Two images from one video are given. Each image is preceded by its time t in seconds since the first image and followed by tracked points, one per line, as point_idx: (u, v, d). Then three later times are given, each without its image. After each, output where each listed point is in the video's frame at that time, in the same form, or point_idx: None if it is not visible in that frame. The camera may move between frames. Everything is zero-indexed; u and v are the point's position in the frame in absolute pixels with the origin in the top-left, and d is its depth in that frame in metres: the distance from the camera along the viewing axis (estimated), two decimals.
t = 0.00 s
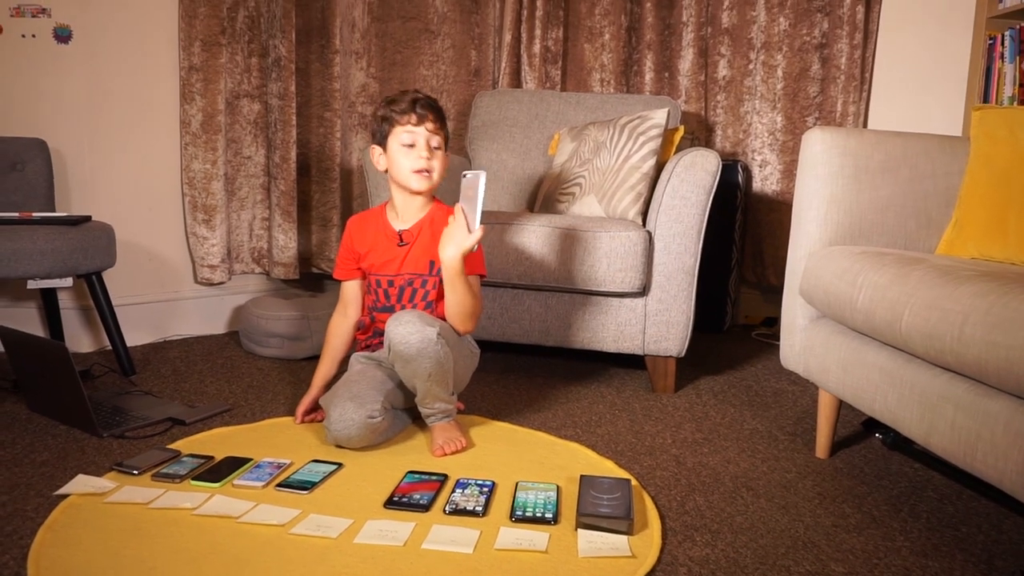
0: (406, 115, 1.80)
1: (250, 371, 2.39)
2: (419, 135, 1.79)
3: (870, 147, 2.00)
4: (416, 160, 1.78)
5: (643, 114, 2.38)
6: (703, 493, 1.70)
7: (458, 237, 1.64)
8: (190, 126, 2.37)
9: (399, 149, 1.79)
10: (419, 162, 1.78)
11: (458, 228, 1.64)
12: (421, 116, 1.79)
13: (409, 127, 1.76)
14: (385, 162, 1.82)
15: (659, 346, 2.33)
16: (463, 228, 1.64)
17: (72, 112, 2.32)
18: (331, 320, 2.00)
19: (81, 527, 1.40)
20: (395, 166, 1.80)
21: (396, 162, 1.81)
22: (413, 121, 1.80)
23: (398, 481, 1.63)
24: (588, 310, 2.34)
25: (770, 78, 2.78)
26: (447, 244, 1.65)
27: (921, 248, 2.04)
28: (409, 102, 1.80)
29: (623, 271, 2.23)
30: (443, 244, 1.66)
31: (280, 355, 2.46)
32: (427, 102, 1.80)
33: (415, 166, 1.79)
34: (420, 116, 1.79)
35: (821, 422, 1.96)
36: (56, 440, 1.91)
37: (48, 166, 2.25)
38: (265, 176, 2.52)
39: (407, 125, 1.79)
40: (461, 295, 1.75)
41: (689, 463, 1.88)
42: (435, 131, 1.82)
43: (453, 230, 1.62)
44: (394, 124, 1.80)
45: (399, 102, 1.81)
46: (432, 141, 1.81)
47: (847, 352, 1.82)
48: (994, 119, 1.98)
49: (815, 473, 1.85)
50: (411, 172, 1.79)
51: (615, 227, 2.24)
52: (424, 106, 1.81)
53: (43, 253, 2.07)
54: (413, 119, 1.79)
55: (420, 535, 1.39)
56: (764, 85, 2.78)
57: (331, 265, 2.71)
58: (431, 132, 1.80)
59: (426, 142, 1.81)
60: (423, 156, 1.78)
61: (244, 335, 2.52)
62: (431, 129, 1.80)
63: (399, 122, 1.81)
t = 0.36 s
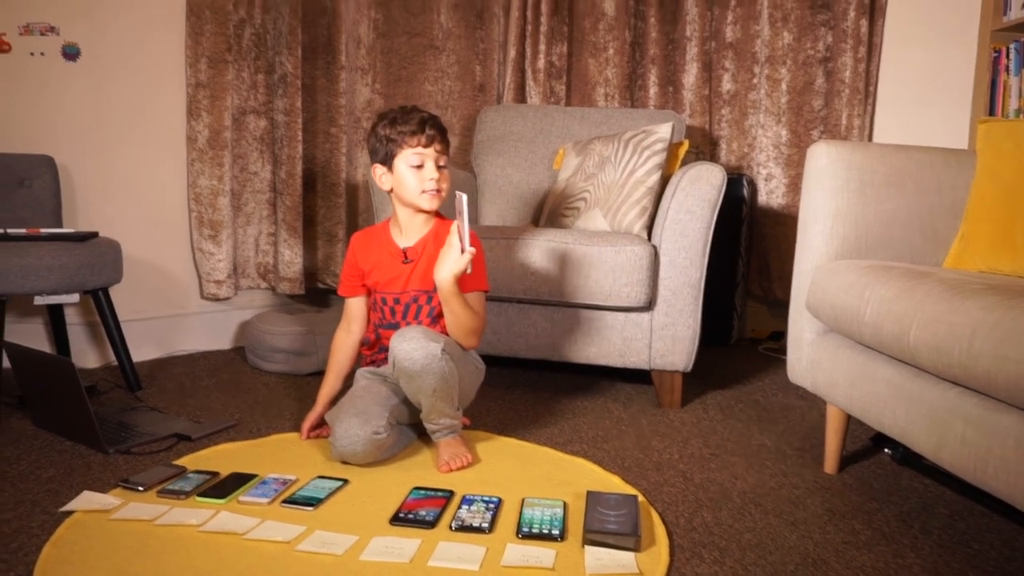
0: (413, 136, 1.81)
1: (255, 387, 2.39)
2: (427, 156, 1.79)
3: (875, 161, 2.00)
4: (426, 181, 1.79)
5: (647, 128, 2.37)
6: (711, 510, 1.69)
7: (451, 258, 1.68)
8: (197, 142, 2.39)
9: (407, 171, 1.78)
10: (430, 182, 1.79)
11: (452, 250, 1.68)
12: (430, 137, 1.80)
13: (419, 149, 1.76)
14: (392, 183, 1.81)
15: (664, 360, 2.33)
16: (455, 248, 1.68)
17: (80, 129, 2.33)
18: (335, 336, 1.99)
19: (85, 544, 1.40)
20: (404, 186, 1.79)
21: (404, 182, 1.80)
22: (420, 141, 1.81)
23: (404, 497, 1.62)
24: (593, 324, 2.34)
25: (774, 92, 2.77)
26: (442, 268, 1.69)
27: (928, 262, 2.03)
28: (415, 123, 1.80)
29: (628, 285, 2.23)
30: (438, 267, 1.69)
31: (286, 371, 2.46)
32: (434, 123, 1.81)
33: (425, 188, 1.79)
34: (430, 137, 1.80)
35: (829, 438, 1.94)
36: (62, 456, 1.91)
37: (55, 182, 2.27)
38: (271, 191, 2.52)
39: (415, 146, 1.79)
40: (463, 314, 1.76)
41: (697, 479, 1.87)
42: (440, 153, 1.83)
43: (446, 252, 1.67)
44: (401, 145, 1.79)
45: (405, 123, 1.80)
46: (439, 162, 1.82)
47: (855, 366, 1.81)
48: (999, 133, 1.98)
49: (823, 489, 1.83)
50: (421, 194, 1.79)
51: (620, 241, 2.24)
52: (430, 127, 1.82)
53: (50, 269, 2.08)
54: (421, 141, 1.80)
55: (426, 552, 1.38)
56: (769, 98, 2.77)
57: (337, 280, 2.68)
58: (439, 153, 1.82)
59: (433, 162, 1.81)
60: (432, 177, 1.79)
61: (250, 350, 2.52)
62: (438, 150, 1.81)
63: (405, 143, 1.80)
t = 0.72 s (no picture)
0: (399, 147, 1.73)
1: (252, 410, 2.29)
2: (413, 164, 1.70)
3: (895, 173, 1.91)
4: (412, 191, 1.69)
5: (658, 140, 2.29)
6: (729, 538, 1.58)
7: (460, 243, 1.55)
8: (193, 156, 2.30)
9: (394, 183, 1.70)
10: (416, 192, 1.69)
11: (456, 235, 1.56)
12: (412, 143, 1.71)
13: (402, 157, 1.67)
14: (383, 200, 1.74)
15: (678, 381, 2.23)
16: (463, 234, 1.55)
17: (73, 143, 2.26)
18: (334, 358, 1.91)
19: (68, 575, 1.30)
20: (393, 200, 1.71)
21: (393, 195, 1.72)
22: (405, 151, 1.72)
23: (406, 525, 1.52)
24: (604, 343, 2.25)
25: (790, 101, 2.65)
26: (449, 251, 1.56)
27: (953, 277, 1.93)
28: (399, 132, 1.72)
29: (640, 302, 2.13)
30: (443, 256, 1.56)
31: (283, 393, 2.36)
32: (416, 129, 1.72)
33: (413, 197, 1.69)
34: (412, 143, 1.71)
35: (852, 461, 1.83)
36: (45, 483, 1.81)
37: (47, 198, 2.18)
38: (269, 207, 2.43)
39: (401, 155, 1.70)
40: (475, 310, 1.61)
41: (713, 505, 1.76)
42: (430, 159, 1.73)
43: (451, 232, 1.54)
44: (387, 158, 1.72)
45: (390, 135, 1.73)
46: (427, 168, 1.72)
47: (879, 386, 1.71)
48: None
49: (846, 516, 1.72)
50: (410, 204, 1.69)
51: (630, 256, 2.15)
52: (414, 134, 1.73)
53: (41, 288, 2.00)
54: (407, 150, 1.72)
55: None
56: (785, 108, 2.67)
57: (336, 299, 2.58)
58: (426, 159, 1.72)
59: (422, 170, 1.72)
60: (420, 184, 1.69)
61: (246, 372, 2.43)
62: (426, 157, 1.72)
63: (391, 155, 1.72)
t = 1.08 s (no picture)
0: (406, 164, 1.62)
1: (243, 436, 2.17)
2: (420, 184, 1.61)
3: (921, 183, 1.79)
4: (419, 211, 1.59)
5: (671, 150, 2.17)
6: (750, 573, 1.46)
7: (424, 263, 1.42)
8: (183, 169, 2.20)
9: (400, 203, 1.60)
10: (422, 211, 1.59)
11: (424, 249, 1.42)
12: (420, 162, 1.62)
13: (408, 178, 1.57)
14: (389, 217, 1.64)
15: (694, 405, 2.11)
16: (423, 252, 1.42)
17: (57, 156, 2.16)
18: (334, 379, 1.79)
19: None
20: (400, 217, 1.60)
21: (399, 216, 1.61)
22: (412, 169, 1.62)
23: (407, 557, 1.40)
24: (615, 364, 2.12)
25: (809, 108, 2.54)
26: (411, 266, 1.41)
27: (985, 293, 1.80)
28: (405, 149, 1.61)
29: (654, 320, 2.02)
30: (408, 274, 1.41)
31: (276, 418, 2.24)
32: (424, 146, 1.62)
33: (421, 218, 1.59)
34: (419, 161, 1.62)
35: (879, 488, 1.70)
36: (18, 517, 1.69)
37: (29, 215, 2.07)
38: (263, 223, 2.32)
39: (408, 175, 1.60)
40: (451, 329, 1.46)
41: (733, 537, 1.63)
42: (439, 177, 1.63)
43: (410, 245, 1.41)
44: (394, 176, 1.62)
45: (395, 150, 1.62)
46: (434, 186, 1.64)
47: (906, 409, 1.59)
48: None
49: (875, 548, 1.59)
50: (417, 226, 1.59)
51: (643, 273, 2.04)
52: (421, 150, 1.63)
53: (24, 307, 1.89)
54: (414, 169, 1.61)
55: None
56: (803, 116, 2.54)
57: (333, 318, 2.47)
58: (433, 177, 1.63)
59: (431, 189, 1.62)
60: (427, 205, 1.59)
61: (238, 397, 2.30)
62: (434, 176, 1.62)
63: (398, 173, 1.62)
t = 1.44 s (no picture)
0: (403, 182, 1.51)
1: (231, 465, 2.04)
2: (418, 204, 1.50)
3: (951, 196, 1.66)
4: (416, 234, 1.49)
5: (685, 161, 2.06)
6: None
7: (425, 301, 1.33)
8: (169, 183, 2.08)
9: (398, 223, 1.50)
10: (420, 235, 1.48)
11: (425, 290, 1.33)
12: (417, 182, 1.49)
13: (406, 198, 1.46)
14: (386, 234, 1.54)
15: (711, 432, 1.97)
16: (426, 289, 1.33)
17: (37, 169, 2.04)
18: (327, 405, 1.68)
19: None
20: (397, 238, 1.50)
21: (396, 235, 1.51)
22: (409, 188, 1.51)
23: None
24: (626, 388, 1.99)
25: (831, 117, 2.40)
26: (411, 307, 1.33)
27: None
28: (403, 165, 1.50)
29: (668, 342, 1.90)
30: (408, 315, 1.34)
31: (267, 445, 2.11)
32: (422, 164, 1.50)
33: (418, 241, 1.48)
34: (417, 181, 1.49)
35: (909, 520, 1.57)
36: None
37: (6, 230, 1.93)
38: (254, 238, 2.21)
39: (405, 195, 1.49)
40: (451, 365, 1.37)
41: None
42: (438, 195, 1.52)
43: (408, 286, 1.32)
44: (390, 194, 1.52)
45: (392, 165, 1.51)
46: (432, 207, 1.51)
47: (937, 436, 1.47)
48: None
49: None
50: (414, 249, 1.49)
51: (655, 292, 1.92)
52: (419, 168, 1.51)
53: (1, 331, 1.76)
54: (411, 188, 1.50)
55: None
56: (826, 125, 2.41)
57: (327, 339, 2.35)
58: (432, 198, 1.50)
59: (429, 208, 1.51)
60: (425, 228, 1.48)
61: (226, 423, 2.17)
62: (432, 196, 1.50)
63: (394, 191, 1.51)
